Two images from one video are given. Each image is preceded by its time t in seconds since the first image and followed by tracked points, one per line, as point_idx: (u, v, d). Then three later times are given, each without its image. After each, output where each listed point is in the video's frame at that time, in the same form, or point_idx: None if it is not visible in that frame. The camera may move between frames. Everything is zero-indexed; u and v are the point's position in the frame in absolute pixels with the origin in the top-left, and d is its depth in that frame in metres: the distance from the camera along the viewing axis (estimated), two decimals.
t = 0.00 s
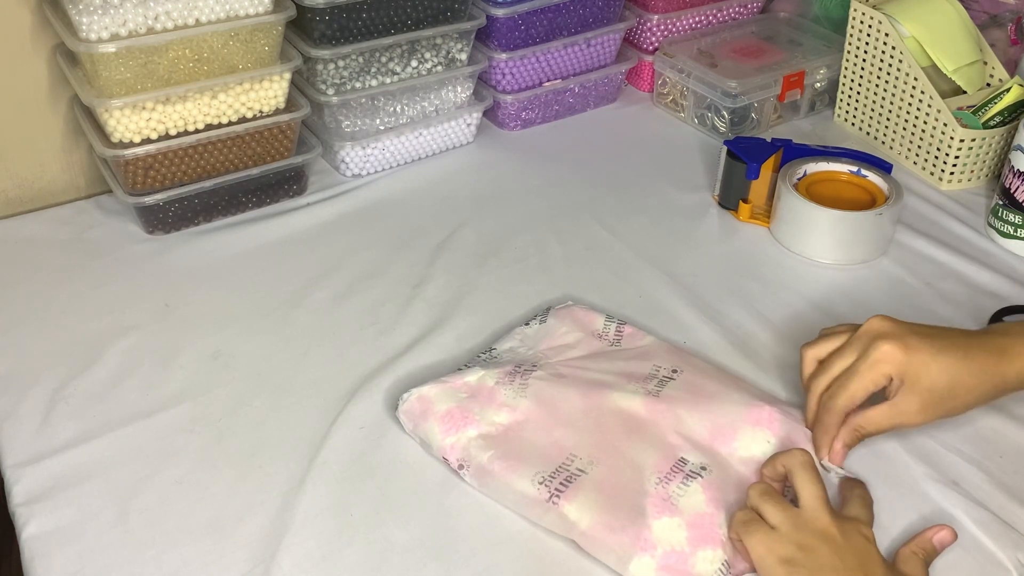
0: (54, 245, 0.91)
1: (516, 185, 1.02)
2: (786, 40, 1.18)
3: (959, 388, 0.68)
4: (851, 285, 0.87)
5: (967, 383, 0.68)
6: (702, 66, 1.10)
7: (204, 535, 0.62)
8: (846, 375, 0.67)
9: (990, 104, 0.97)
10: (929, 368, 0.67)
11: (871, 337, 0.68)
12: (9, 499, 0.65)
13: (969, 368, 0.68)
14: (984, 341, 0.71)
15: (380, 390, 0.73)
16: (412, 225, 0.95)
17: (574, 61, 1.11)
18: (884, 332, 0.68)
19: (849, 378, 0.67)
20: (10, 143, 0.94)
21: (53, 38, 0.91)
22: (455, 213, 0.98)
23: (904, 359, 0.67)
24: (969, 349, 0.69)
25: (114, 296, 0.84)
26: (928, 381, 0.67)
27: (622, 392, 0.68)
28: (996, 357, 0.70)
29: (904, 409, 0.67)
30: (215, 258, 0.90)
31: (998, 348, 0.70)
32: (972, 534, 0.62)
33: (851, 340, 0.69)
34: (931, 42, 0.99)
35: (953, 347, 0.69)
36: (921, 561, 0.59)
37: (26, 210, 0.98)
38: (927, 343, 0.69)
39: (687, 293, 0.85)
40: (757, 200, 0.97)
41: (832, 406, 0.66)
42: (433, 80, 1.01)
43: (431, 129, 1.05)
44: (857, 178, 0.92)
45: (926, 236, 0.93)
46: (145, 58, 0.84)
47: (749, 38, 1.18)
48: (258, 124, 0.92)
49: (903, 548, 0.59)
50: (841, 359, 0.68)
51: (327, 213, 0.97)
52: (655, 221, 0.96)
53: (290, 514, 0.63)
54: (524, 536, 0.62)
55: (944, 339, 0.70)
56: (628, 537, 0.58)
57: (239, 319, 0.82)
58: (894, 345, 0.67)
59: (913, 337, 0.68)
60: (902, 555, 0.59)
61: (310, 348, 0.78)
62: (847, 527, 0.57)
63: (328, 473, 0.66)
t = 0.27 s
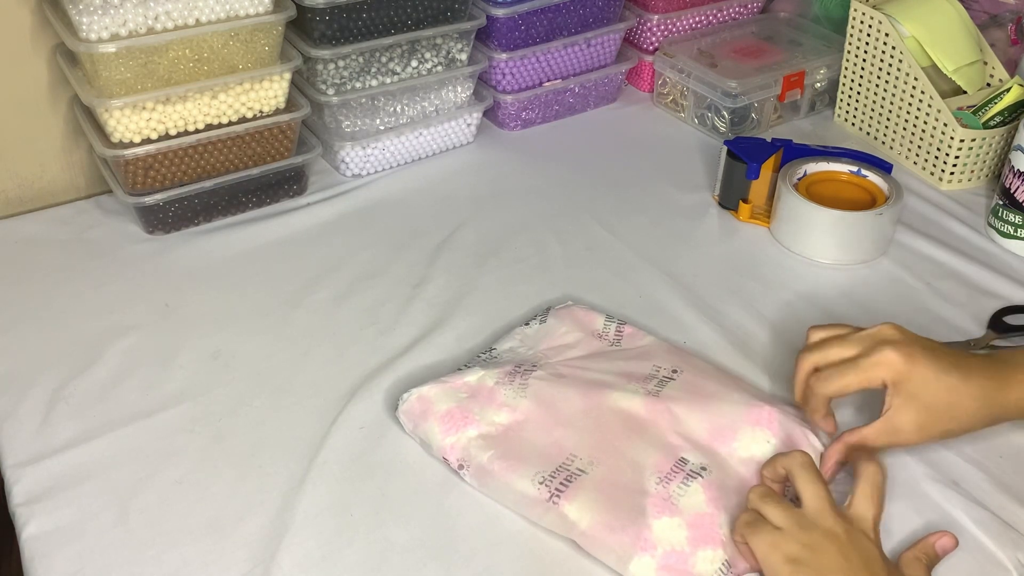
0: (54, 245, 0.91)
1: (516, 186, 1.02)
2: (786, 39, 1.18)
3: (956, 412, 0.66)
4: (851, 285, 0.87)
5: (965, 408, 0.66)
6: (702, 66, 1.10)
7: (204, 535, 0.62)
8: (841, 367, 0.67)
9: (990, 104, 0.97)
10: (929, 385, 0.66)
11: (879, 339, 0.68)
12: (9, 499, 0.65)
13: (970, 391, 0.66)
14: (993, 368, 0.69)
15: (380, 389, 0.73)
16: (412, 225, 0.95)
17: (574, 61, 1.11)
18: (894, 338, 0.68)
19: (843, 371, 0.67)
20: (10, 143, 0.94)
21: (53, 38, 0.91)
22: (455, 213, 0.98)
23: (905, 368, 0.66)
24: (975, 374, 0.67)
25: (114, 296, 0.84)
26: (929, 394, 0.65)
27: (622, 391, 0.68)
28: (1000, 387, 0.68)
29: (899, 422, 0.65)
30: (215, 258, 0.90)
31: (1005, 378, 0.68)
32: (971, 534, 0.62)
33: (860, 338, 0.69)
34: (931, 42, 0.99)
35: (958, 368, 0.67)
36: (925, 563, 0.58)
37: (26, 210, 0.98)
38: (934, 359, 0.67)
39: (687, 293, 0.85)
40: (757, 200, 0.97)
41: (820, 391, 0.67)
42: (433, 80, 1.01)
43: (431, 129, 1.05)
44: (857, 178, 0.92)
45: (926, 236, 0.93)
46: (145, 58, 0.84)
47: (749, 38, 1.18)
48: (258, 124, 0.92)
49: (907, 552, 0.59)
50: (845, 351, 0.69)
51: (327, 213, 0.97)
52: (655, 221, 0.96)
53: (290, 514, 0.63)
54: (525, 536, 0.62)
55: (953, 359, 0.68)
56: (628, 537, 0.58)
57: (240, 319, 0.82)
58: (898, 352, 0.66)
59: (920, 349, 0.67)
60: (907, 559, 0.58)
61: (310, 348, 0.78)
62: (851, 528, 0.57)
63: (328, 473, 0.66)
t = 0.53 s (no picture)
0: (54, 245, 0.91)
1: (516, 186, 1.02)
2: (786, 39, 1.18)
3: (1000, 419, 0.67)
4: (851, 285, 0.87)
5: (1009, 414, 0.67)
6: (702, 66, 1.10)
7: (204, 535, 0.62)
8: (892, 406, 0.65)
9: (990, 104, 0.97)
10: (977, 406, 0.66)
11: (927, 368, 0.65)
12: (9, 499, 0.65)
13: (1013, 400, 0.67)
14: None
15: (380, 389, 0.73)
16: (412, 225, 0.95)
17: (574, 61, 1.11)
18: (942, 364, 0.65)
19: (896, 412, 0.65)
20: (10, 143, 0.94)
21: (53, 39, 0.91)
22: (455, 213, 0.98)
23: (957, 399, 0.65)
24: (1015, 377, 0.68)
25: (114, 296, 0.84)
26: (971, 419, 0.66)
27: (621, 391, 0.68)
28: None
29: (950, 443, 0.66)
30: (215, 258, 0.90)
31: None
32: (971, 534, 0.62)
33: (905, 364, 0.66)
34: (931, 42, 0.99)
35: (1000, 377, 0.67)
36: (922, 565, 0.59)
37: (26, 210, 0.98)
38: (979, 376, 0.66)
39: (687, 293, 0.85)
40: (757, 200, 0.97)
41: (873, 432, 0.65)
42: (433, 80, 1.01)
43: (431, 129, 1.05)
44: (858, 178, 0.92)
45: (926, 236, 0.93)
46: (145, 58, 0.84)
47: (749, 38, 1.18)
48: (258, 124, 0.92)
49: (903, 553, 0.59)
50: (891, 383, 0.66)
51: (327, 213, 0.97)
52: (655, 221, 0.96)
53: (290, 515, 0.63)
54: (525, 536, 0.62)
55: (993, 365, 0.68)
56: (628, 537, 0.58)
57: (239, 319, 0.82)
58: (950, 384, 0.65)
59: (966, 370, 0.66)
60: (903, 560, 0.59)
61: (310, 348, 0.78)
62: (850, 531, 0.57)
63: (327, 473, 0.66)
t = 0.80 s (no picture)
0: (54, 245, 0.91)
1: (516, 186, 1.02)
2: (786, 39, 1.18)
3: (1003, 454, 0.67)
4: (851, 285, 0.87)
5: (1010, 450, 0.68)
6: (702, 66, 1.10)
7: (204, 534, 0.62)
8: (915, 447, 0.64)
9: (990, 104, 0.97)
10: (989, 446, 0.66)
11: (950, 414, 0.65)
12: (9, 499, 0.65)
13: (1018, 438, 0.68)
14: None
15: (380, 389, 0.73)
16: (412, 225, 0.95)
17: (574, 61, 1.11)
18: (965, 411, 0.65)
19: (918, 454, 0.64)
20: (10, 143, 0.94)
21: (53, 39, 0.91)
22: (455, 213, 0.98)
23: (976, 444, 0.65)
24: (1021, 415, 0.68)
25: (114, 296, 0.84)
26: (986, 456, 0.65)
27: (621, 391, 0.68)
28: None
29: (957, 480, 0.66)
30: (215, 258, 0.90)
31: None
32: (971, 534, 0.62)
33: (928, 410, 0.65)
34: (931, 42, 0.99)
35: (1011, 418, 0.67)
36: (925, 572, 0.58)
37: (26, 210, 0.98)
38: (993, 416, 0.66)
39: (687, 293, 0.85)
40: (757, 200, 0.97)
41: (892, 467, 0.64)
42: (433, 80, 1.01)
43: (431, 129, 1.05)
44: (858, 177, 0.92)
45: (926, 236, 0.93)
46: (145, 58, 0.84)
47: (748, 38, 1.18)
48: (258, 124, 0.92)
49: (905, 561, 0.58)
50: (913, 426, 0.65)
51: (327, 213, 0.97)
52: (655, 221, 0.96)
53: (290, 515, 0.63)
54: (525, 535, 0.62)
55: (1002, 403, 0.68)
56: (628, 537, 0.58)
57: (239, 319, 0.82)
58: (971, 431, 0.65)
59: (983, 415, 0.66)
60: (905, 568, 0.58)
61: (310, 348, 0.78)
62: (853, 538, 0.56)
63: (328, 473, 0.66)
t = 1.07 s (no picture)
0: (54, 245, 0.91)
1: (516, 186, 1.02)
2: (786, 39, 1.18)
3: (1001, 443, 0.66)
4: (851, 285, 0.87)
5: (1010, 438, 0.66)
6: (702, 66, 1.10)
7: (204, 535, 0.62)
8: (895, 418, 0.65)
9: (990, 104, 0.97)
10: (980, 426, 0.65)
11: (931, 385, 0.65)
12: (9, 499, 0.65)
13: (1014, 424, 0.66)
14: None
15: (380, 390, 0.73)
16: (412, 225, 0.95)
17: (574, 61, 1.11)
18: (947, 383, 0.65)
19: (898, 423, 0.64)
20: (10, 143, 0.94)
21: (53, 39, 0.91)
22: (455, 213, 0.97)
23: (960, 416, 0.64)
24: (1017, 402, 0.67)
25: (114, 296, 0.84)
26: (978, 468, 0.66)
27: (621, 391, 0.68)
28: None
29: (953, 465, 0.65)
30: (215, 258, 0.90)
31: None
32: (971, 535, 0.62)
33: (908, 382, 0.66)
34: (931, 42, 0.99)
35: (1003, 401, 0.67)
36: None
37: (26, 210, 0.98)
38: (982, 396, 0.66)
39: (687, 293, 0.85)
40: (757, 200, 0.97)
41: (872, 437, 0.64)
42: (433, 80, 1.01)
43: (431, 129, 1.05)
44: (858, 177, 0.92)
45: (926, 236, 0.93)
46: (145, 58, 0.84)
47: (748, 38, 1.18)
48: (258, 124, 0.92)
49: None
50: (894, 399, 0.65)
51: (327, 213, 0.97)
52: (655, 221, 0.96)
53: (290, 515, 0.63)
54: (524, 535, 0.62)
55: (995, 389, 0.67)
56: (628, 537, 0.59)
57: (239, 319, 0.82)
58: (954, 401, 0.64)
59: (969, 390, 0.66)
60: None
61: (310, 348, 0.78)
62: None
63: (328, 473, 0.66)
